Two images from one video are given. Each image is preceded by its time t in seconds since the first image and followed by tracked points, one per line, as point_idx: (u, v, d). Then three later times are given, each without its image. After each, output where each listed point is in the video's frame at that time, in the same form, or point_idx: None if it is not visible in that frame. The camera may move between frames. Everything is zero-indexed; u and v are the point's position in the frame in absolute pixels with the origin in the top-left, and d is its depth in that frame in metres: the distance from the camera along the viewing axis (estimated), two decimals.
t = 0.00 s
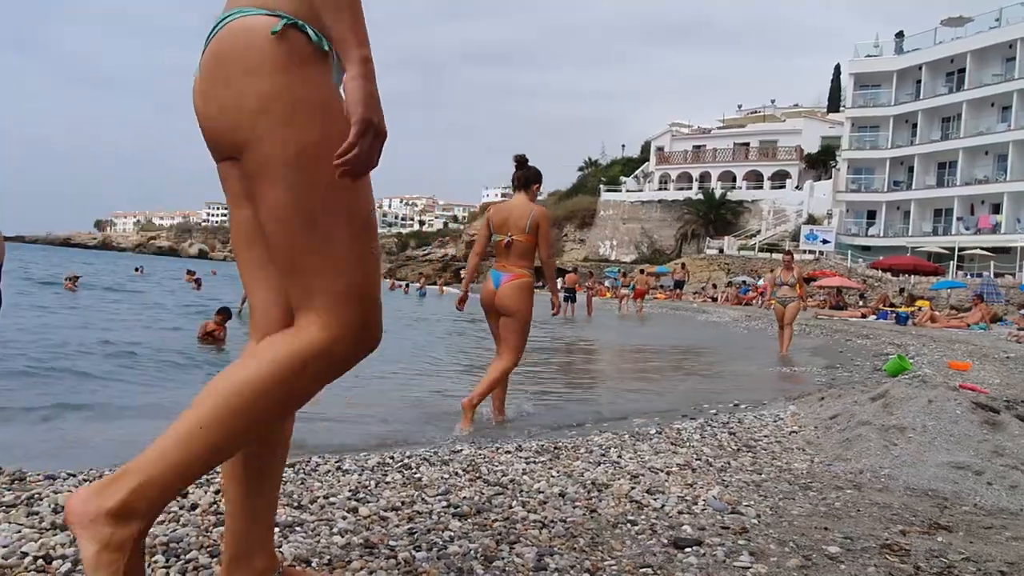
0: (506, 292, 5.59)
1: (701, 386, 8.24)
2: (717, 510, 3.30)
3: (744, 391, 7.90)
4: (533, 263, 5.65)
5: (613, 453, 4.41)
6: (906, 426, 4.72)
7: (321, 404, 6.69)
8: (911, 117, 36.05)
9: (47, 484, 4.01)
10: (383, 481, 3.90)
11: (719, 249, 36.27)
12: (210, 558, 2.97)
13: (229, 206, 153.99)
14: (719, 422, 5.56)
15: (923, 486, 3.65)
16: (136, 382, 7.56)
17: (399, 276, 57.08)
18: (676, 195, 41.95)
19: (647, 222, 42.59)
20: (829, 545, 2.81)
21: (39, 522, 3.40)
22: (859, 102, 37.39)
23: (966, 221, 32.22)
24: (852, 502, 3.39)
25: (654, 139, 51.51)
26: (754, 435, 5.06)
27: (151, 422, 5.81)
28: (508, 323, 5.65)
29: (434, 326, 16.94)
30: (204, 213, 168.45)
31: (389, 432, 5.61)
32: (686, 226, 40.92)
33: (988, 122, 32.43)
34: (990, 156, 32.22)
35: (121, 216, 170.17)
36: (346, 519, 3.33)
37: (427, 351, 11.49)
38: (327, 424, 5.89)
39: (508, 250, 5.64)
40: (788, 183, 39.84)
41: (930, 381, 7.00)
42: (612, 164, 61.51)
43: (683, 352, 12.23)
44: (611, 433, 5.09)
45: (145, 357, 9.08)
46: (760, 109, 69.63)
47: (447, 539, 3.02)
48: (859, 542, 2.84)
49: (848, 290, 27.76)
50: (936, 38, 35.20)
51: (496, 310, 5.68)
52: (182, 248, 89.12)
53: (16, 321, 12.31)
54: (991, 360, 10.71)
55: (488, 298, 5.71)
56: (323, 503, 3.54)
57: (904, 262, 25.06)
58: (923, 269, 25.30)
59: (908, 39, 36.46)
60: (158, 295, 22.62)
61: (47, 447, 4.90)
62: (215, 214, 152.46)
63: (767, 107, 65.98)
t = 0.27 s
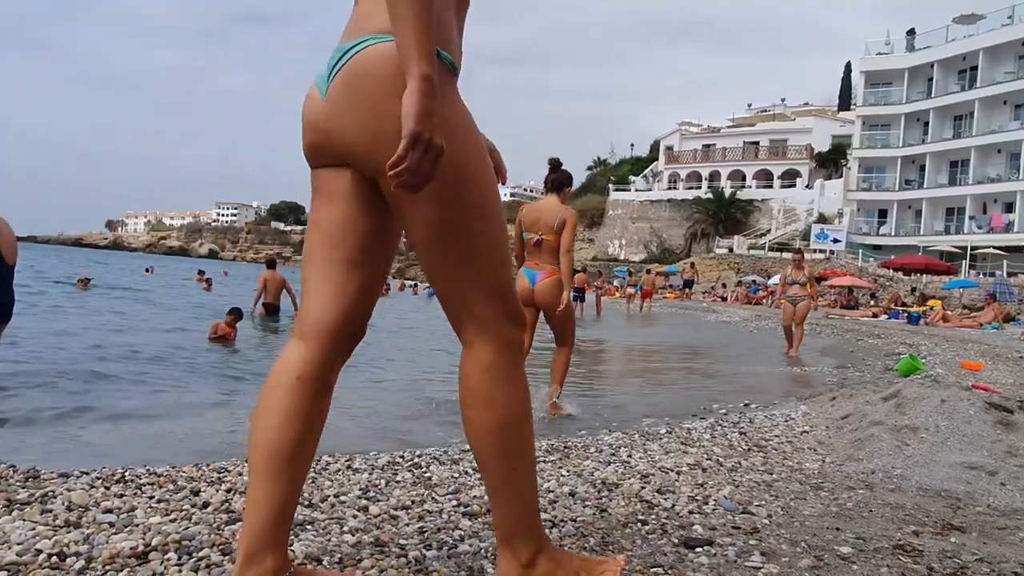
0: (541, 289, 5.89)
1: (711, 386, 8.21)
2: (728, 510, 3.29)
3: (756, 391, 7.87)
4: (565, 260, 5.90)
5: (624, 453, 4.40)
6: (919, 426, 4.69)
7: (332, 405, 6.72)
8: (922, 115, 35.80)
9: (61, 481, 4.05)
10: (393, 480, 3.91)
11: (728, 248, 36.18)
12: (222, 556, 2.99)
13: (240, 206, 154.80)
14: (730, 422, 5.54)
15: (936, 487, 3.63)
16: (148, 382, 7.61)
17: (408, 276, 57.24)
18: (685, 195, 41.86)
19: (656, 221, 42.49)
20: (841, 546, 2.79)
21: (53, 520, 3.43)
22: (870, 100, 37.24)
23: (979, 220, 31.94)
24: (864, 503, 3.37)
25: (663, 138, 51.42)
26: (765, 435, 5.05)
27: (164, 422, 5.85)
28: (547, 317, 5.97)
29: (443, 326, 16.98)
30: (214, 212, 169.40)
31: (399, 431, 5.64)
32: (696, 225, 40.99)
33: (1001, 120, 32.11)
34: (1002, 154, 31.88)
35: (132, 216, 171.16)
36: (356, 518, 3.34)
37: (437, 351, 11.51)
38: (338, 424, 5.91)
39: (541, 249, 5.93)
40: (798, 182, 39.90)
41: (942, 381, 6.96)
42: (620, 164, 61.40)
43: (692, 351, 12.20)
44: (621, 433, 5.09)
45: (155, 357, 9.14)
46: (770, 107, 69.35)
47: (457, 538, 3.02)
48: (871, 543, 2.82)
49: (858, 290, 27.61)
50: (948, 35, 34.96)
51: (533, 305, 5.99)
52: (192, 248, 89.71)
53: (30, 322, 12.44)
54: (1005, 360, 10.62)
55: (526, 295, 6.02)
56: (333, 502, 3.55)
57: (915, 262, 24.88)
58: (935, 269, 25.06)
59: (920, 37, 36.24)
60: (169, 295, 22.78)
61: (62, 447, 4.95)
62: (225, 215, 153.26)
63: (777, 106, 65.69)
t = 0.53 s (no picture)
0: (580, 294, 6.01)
1: (722, 387, 8.19)
2: (739, 511, 3.28)
3: (767, 392, 7.84)
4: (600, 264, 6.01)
5: (634, 453, 4.40)
6: (932, 427, 4.66)
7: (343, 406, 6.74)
8: (934, 114, 35.50)
9: (76, 481, 4.09)
10: (404, 480, 3.93)
11: (738, 248, 36.05)
12: (235, 555, 3.01)
13: (251, 206, 155.41)
14: (741, 423, 5.53)
15: (949, 488, 3.60)
16: (160, 382, 7.67)
17: (417, 276, 57.38)
18: (695, 194, 41.78)
19: (665, 221, 42.40)
20: (853, 547, 2.78)
21: (68, 518, 3.47)
22: (882, 99, 37.15)
23: (992, 219, 31.62)
24: (877, 504, 3.36)
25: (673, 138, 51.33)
26: (776, 436, 5.03)
27: (176, 423, 5.89)
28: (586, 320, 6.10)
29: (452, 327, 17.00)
30: (225, 213, 170.36)
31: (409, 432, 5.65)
32: (706, 225, 41.01)
33: (1014, 119, 31.65)
34: (1015, 153, 31.46)
35: (144, 217, 172.32)
36: (367, 517, 3.35)
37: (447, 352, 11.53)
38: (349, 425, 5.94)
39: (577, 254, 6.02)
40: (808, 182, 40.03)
41: (956, 382, 6.91)
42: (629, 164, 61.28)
43: (703, 352, 12.16)
44: (631, 434, 5.09)
45: (168, 358, 9.21)
46: (781, 106, 68.98)
47: (468, 538, 3.03)
48: (884, 545, 2.81)
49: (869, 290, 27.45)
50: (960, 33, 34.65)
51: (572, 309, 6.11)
52: (203, 249, 90.23)
53: (45, 322, 12.57)
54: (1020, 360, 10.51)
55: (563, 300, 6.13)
56: (345, 502, 3.57)
57: (927, 262, 24.68)
58: (947, 269, 24.75)
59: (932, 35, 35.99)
60: (180, 295, 22.93)
61: (76, 447, 5.00)
62: (236, 215, 154.02)
63: (788, 105, 65.34)
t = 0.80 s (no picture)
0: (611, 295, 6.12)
1: (731, 386, 8.17)
2: (750, 511, 3.27)
3: (778, 392, 7.80)
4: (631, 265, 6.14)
5: (644, 452, 4.39)
6: (944, 427, 4.64)
7: (353, 405, 6.76)
8: (946, 112, 35.24)
9: (90, 478, 4.12)
10: (415, 478, 3.94)
11: (748, 247, 35.90)
12: (247, 552, 3.03)
13: (261, 206, 155.98)
14: (751, 423, 5.51)
15: (962, 489, 3.58)
16: (172, 381, 7.73)
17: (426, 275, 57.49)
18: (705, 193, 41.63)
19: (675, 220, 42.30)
20: (865, 547, 2.77)
21: (82, 515, 3.50)
22: (893, 97, 36.91)
23: (1004, 217, 31.37)
24: (889, 504, 3.34)
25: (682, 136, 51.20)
26: (787, 435, 5.01)
27: (188, 422, 5.93)
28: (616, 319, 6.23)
29: (462, 326, 17.02)
30: (235, 212, 171.44)
31: (418, 431, 5.66)
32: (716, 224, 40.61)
33: None
34: None
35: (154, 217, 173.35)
36: (378, 515, 3.37)
37: (456, 351, 11.57)
38: (360, 424, 5.96)
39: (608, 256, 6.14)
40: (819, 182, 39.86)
41: (968, 381, 6.88)
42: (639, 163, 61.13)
43: (712, 351, 12.14)
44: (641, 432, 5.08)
45: (179, 358, 9.28)
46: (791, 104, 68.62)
47: (479, 536, 3.04)
48: (897, 545, 2.79)
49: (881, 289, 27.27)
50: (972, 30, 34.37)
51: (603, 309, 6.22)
52: (214, 249, 90.76)
53: (58, 322, 12.69)
54: None
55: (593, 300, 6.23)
56: (355, 500, 3.59)
57: (940, 260, 24.50)
58: (960, 268, 24.60)
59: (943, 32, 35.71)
60: (192, 295, 23.08)
61: (89, 446, 5.04)
62: (246, 215, 154.77)
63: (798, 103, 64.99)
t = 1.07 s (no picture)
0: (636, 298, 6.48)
1: (742, 386, 8.13)
2: (762, 510, 3.26)
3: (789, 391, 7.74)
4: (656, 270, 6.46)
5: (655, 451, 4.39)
6: (959, 427, 4.60)
7: (364, 404, 6.77)
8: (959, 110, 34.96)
9: (103, 475, 4.16)
10: (426, 476, 3.95)
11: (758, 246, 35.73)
12: (260, 549, 3.05)
13: (271, 206, 156.71)
14: (763, 422, 5.49)
15: (977, 489, 3.55)
16: (184, 380, 7.78)
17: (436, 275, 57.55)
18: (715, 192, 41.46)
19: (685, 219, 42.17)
20: (879, 547, 2.76)
21: (98, 512, 3.53)
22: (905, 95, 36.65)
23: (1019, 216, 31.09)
24: (903, 504, 3.32)
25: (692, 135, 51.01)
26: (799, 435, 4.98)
27: (200, 420, 5.96)
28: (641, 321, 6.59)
29: (471, 325, 17.02)
30: (246, 211, 172.37)
31: (429, 429, 5.67)
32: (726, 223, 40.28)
33: None
34: None
35: (166, 216, 174.48)
36: (390, 513, 3.38)
37: (466, 350, 11.59)
38: (371, 422, 5.97)
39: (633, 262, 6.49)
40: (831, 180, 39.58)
41: (983, 381, 6.82)
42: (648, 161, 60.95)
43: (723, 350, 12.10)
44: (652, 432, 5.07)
45: (191, 357, 9.35)
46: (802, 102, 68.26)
47: (491, 535, 3.04)
48: (911, 545, 2.78)
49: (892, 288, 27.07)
50: (986, 27, 34.10)
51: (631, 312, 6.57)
52: (225, 249, 91.28)
53: (72, 320, 12.80)
54: None
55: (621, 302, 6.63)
56: (367, 498, 3.61)
57: (952, 259, 24.31)
58: (974, 267, 24.41)
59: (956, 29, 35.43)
60: (204, 294, 23.22)
61: (103, 444, 5.09)
62: (257, 215, 155.50)
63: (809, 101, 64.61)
